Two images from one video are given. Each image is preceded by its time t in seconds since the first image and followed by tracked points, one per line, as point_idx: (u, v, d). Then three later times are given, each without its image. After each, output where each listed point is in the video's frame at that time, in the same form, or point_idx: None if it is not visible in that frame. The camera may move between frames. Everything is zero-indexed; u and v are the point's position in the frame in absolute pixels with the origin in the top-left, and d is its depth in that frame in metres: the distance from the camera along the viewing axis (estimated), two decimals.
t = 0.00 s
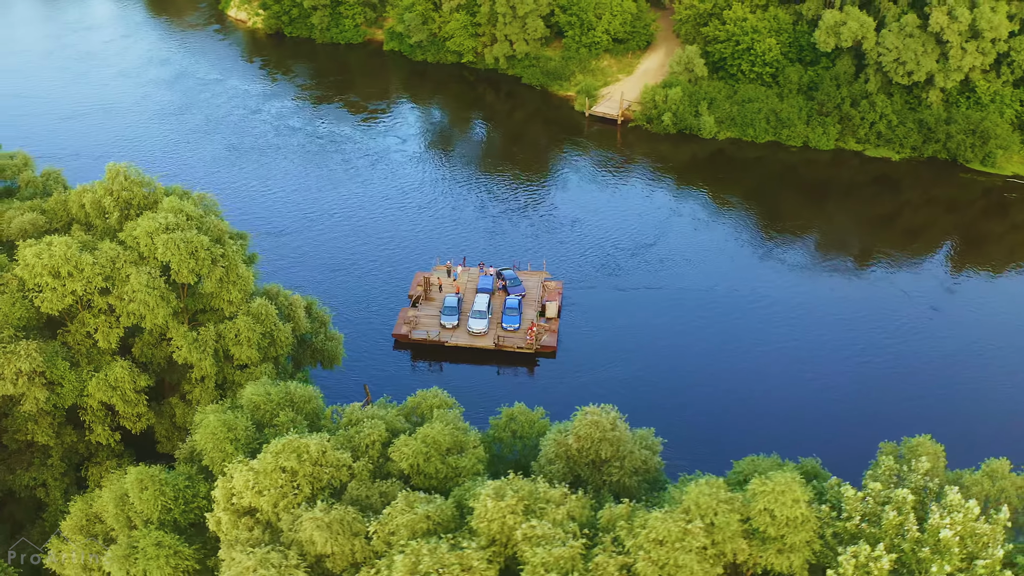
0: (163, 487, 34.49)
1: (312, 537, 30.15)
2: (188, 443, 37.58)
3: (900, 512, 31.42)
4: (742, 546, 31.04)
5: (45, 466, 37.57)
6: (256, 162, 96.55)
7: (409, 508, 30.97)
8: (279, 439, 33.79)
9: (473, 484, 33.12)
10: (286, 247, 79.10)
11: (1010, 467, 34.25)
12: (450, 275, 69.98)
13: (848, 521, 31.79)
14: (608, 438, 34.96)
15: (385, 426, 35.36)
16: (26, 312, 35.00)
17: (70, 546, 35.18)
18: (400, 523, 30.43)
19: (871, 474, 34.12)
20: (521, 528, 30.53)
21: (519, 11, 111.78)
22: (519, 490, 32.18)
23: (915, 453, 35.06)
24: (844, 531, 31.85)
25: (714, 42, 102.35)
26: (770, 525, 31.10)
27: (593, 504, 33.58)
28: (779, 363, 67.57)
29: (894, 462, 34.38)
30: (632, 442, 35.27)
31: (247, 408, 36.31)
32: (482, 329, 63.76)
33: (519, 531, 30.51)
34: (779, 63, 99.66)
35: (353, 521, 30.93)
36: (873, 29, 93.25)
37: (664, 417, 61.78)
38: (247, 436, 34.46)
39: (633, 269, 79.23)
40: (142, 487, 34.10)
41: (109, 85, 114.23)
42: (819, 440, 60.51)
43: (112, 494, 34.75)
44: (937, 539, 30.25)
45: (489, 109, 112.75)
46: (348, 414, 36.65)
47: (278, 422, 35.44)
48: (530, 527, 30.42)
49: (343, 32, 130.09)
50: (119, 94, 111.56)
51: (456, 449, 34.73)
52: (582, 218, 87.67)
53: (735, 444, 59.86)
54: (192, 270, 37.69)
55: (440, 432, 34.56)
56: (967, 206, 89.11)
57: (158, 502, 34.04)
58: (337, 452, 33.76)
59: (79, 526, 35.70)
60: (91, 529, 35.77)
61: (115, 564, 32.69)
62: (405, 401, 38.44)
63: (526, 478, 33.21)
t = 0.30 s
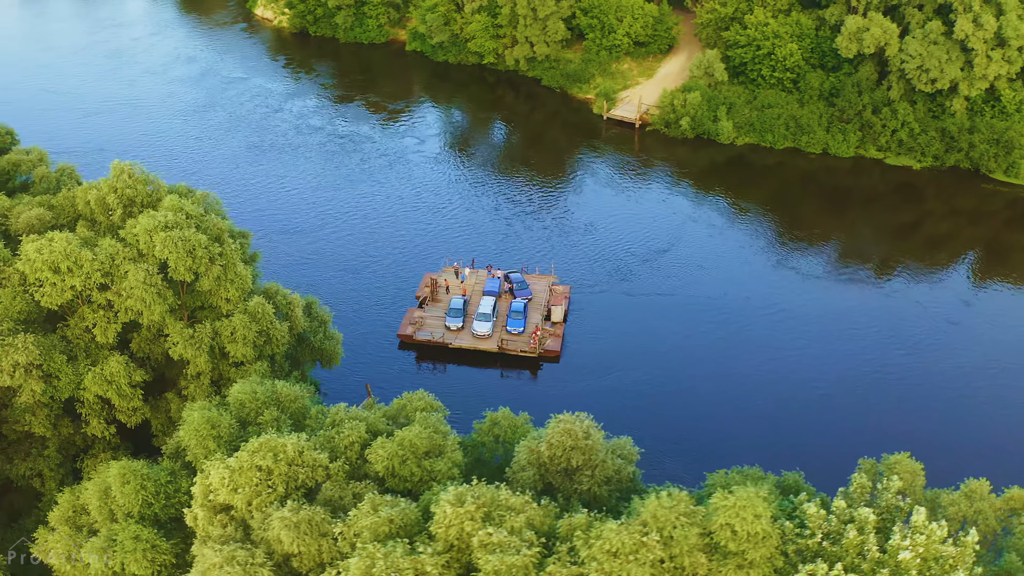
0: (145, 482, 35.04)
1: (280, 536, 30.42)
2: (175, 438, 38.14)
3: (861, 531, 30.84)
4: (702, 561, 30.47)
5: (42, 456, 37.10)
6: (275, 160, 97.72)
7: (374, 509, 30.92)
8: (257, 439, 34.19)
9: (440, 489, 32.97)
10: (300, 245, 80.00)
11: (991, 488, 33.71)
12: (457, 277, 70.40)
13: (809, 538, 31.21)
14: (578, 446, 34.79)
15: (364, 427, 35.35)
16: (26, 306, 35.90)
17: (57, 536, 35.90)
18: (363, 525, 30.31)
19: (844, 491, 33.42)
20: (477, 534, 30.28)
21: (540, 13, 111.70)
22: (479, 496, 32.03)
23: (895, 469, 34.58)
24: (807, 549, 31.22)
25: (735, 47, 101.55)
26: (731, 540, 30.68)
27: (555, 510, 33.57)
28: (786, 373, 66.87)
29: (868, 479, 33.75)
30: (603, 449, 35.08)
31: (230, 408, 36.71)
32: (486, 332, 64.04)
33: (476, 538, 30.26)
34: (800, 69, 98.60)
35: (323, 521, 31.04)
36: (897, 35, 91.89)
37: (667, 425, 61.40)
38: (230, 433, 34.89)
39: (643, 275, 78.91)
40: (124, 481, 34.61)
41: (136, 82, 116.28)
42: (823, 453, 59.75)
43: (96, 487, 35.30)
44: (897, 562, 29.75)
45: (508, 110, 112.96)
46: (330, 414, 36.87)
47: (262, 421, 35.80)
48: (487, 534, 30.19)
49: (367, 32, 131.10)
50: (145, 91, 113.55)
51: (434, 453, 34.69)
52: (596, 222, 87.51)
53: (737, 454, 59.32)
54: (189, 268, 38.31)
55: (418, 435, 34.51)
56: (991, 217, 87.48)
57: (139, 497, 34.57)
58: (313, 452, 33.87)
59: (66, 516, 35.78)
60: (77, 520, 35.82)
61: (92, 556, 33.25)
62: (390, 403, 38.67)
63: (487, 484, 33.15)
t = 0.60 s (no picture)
0: (128, 476, 35.51)
1: (249, 534, 30.59)
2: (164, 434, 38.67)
3: (819, 549, 30.46)
4: (657, 572, 30.35)
5: (35, 445, 37.45)
6: (295, 159, 98.68)
7: (340, 512, 31.05)
8: (234, 436, 34.23)
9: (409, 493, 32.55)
10: (314, 244, 80.77)
11: (967, 509, 33.52)
12: (465, 279, 70.72)
13: (769, 555, 30.82)
14: (546, 451, 34.74)
15: (344, 428, 35.35)
16: (26, 301, 36.75)
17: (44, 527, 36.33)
18: (326, 527, 30.38)
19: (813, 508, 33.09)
20: (434, 540, 29.79)
21: (561, 15, 111.62)
22: (439, 501, 31.72)
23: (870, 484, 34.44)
24: (767, 565, 30.82)
25: (756, 52, 100.64)
26: (690, 554, 30.65)
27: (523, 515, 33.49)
28: (793, 382, 66.18)
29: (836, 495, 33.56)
30: (573, 455, 34.95)
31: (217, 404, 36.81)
32: (490, 335, 64.25)
33: (432, 543, 29.77)
34: (821, 75, 97.56)
35: (292, 522, 31.23)
36: (920, 42, 90.51)
37: (669, 432, 61.04)
38: (214, 431, 34.84)
39: (654, 280, 78.54)
40: (107, 474, 35.01)
41: (163, 79, 118.14)
42: (827, 466, 59.02)
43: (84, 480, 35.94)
44: None
45: (527, 112, 113.09)
46: (314, 413, 37.08)
47: (247, 419, 35.74)
48: (443, 540, 29.65)
49: (390, 32, 132.07)
50: (171, 88, 115.34)
51: (410, 456, 34.69)
52: (609, 226, 87.25)
53: (740, 463, 58.85)
54: (186, 266, 38.95)
55: (396, 438, 34.54)
56: (1014, 228, 85.85)
57: (121, 491, 34.98)
58: (291, 451, 33.98)
59: (54, 507, 36.23)
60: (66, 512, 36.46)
61: (72, 547, 33.98)
62: (374, 403, 38.66)
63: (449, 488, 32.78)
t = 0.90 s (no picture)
0: (110, 469, 35.77)
1: (217, 531, 30.67)
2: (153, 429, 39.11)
3: (774, 568, 29.66)
4: None
5: (32, 435, 38.26)
6: (312, 158, 99.58)
7: (304, 512, 31.00)
8: (211, 435, 34.23)
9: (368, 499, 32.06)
10: (326, 243, 81.43)
11: (941, 529, 32.82)
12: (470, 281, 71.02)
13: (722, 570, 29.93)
14: (517, 457, 34.73)
15: (324, 429, 35.51)
16: (26, 295, 37.55)
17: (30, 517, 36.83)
18: (290, 526, 30.44)
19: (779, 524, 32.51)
20: (390, 543, 29.58)
21: (580, 18, 111.42)
22: (399, 504, 31.50)
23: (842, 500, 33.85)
24: None
25: (776, 57, 99.62)
26: (646, 567, 30.00)
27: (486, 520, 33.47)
28: (799, 393, 65.46)
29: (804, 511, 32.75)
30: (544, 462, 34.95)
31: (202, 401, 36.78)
32: (492, 337, 64.44)
33: (388, 546, 29.56)
34: (841, 80, 96.22)
35: (260, 521, 31.29)
36: (943, 49, 89.02)
37: (670, 439, 60.62)
38: (197, 428, 34.73)
39: (663, 286, 78.12)
40: (89, 467, 35.26)
41: (187, 77, 119.83)
42: (828, 478, 58.25)
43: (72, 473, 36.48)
44: None
45: (545, 114, 113.10)
46: (299, 413, 37.12)
47: (230, 416, 35.63)
48: (399, 544, 29.42)
49: (412, 33, 132.83)
50: (195, 86, 116.95)
51: (385, 458, 34.70)
52: (622, 230, 86.99)
53: (740, 473, 58.26)
54: (183, 264, 39.64)
55: (370, 441, 34.50)
56: None
57: (103, 483, 35.24)
58: (268, 449, 34.01)
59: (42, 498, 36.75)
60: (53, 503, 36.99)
61: (53, 537, 34.09)
62: (359, 405, 38.78)
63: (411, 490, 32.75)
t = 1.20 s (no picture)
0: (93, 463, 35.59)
1: (185, 528, 31.00)
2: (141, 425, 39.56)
3: None
4: None
5: (28, 427, 39.03)
6: (327, 158, 100.34)
7: (268, 512, 31.05)
8: (189, 432, 34.33)
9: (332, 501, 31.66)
10: (337, 242, 82.04)
11: (909, 547, 32.42)
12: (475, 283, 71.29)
13: None
14: (485, 463, 33.59)
15: (303, 427, 35.38)
16: (24, 289, 38.34)
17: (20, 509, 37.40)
18: (254, 525, 30.60)
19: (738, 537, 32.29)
20: (344, 545, 29.37)
21: (597, 20, 111.20)
22: (358, 506, 31.02)
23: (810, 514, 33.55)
24: None
25: (793, 62, 98.71)
26: None
27: (449, 526, 32.55)
28: (802, 404, 64.79)
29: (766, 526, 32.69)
30: (512, 469, 33.79)
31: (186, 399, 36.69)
32: (493, 340, 64.68)
33: (342, 549, 29.38)
34: (859, 87, 95.04)
35: (227, 518, 31.43)
36: (963, 56, 87.71)
37: (668, 446, 60.26)
38: (179, 423, 34.95)
39: (670, 292, 77.75)
40: (71, 461, 35.13)
41: (208, 76, 121.39)
42: (828, 491, 57.54)
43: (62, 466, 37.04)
44: None
45: (560, 117, 112.94)
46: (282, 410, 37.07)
47: (213, 414, 35.53)
48: (352, 546, 29.20)
49: (431, 33, 133.40)
50: (216, 85, 118.40)
51: (361, 459, 34.51)
52: (632, 235, 86.72)
53: (738, 483, 57.74)
54: (178, 262, 40.28)
55: (343, 442, 34.17)
56: None
57: (85, 478, 35.10)
58: (245, 448, 33.93)
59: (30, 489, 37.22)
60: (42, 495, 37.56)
61: (33, 529, 34.36)
62: (344, 406, 38.80)
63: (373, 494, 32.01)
